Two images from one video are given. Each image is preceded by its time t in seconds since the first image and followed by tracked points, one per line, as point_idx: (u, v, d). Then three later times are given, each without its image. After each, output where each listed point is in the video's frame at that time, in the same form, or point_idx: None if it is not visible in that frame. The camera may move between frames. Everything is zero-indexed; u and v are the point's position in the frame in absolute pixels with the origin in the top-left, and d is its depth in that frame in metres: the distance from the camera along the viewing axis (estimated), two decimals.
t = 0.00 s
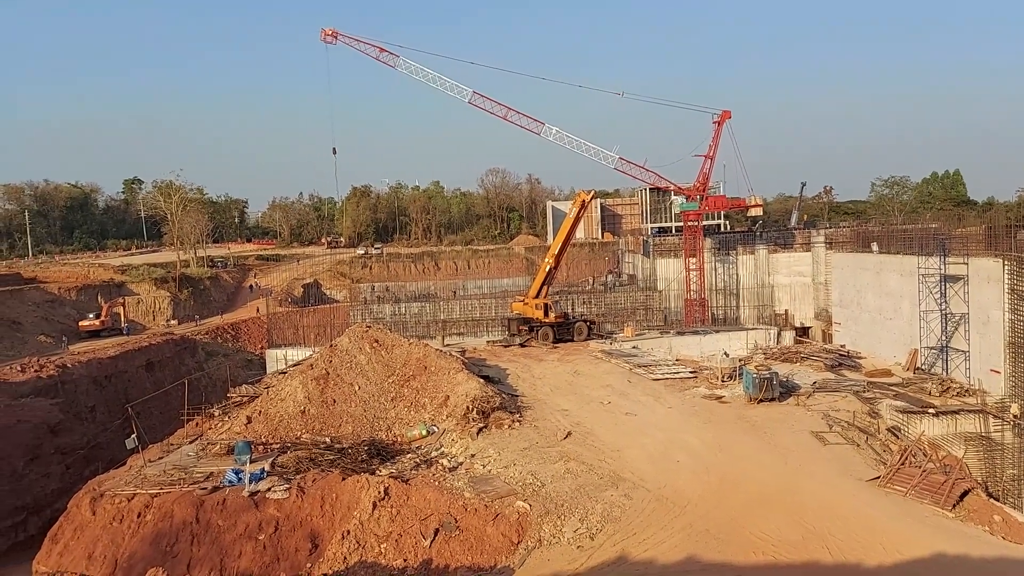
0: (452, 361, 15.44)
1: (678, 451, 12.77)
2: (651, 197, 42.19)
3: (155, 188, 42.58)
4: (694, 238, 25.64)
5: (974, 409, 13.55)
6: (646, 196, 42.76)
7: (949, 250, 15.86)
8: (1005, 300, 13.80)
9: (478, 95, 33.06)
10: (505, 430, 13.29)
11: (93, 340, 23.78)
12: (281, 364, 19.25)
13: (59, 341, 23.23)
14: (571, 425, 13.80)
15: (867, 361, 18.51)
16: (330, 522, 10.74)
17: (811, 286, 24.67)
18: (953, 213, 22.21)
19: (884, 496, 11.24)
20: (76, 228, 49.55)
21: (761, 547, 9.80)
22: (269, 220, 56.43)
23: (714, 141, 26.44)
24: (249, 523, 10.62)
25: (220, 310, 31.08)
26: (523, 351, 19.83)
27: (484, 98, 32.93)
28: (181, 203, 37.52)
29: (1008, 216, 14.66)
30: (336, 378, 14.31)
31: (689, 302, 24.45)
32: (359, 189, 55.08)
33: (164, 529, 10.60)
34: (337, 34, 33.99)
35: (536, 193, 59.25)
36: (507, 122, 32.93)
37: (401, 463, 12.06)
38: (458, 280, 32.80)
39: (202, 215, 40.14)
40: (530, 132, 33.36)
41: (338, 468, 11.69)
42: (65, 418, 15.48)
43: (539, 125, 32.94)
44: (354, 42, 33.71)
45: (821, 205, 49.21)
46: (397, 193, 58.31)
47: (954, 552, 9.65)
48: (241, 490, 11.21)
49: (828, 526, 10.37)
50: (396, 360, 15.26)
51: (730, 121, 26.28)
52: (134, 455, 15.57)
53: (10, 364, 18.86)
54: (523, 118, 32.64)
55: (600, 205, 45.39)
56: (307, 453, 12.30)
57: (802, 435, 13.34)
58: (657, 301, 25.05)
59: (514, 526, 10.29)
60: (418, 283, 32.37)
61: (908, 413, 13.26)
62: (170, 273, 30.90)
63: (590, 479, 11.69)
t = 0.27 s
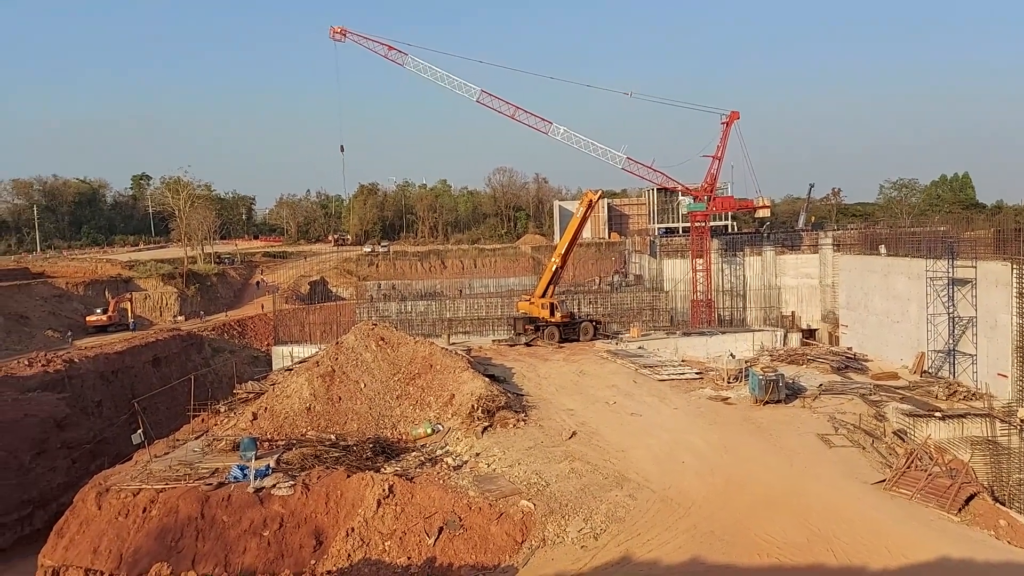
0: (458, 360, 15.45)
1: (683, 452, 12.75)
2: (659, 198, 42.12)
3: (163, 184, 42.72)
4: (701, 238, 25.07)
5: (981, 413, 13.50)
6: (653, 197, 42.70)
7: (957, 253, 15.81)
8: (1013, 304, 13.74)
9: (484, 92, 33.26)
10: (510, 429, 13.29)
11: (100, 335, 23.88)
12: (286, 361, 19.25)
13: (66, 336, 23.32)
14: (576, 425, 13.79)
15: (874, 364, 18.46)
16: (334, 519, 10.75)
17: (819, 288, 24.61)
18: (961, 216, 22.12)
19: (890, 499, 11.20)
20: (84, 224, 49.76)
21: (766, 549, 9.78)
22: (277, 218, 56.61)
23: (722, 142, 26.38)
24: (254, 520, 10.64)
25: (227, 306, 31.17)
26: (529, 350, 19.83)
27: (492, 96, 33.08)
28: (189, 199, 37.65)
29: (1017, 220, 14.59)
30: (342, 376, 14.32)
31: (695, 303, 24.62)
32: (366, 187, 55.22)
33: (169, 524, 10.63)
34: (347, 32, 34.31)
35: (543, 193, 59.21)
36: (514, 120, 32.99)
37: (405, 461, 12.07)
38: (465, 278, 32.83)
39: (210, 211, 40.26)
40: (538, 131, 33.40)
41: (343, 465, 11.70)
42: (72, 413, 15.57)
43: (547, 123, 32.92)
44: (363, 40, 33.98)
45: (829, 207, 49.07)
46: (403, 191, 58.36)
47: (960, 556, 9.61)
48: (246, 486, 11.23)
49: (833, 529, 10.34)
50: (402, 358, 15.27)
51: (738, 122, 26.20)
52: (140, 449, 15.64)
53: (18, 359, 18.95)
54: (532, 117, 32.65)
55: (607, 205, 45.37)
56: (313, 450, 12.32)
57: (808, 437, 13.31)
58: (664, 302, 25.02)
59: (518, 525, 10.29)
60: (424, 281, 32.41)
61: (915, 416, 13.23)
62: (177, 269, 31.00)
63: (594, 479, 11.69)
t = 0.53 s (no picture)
0: (464, 359, 15.45)
1: (690, 453, 12.73)
2: (667, 198, 42.09)
3: (173, 182, 42.96)
4: (709, 238, 25.43)
5: (990, 416, 13.42)
6: (661, 197, 42.61)
7: (966, 255, 15.74)
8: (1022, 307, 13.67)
9: (489, 92, 34.58)
10: (517, 429, 13.29)
11: (109, 332, 23.99)
12: (294, 360, 19.27)
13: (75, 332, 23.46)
14: (582, 425, 13.79)
15: (882, 366, 18.39)
16: (341, 517, 10.78)
17: (827, 290, 24.56)
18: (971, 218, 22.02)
19: (897, 501, 11.16)
20: (93, 222, 50.05)
21: (773, 551, 9.75)
22: (285, 216, 56.85)
23: (731, 142, 26.32)
24: (261, 517, 10.67)
25: (235, 304, 31.30)
26: (535, 350, 19.83)
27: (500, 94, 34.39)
28: (198, 197, 37.84)
29: None
30: (349, 374, 14.35)
31: (703, 303, 24.47)
32: (375, 186, 55.41)
33: (177, 521, 10.67)
34: (358, 33, 35.02)
35: (552, 193, 59.14)
36: (524, 119, 34.62)
37: (412, 460, 12.09)
38: (473, 278, 32.88)
39: (219, 210, 40.47)
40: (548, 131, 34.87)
41: (350, 463, 11.72)
42: (81, 409, 15.65)
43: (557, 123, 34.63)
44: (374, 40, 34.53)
45: (838, 209, 48.93)
46: (411, 190, 58.42)
47: (968, 559, 9.56)
48: (254, 483, 11.27)
49: (840, 531, 10.30)
50: (409, 357, 15.29)
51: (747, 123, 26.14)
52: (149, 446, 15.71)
53: (28, 355, 19.08)
54: (542, 117, 34.36)
55: (615, 205, 45.35)
56: (320, 448, 12.36)
57: (816, 439, 13.27)
58: (672, 303, 24.98)
59: (524, 525, 10.31)
60: (432, 280, 32.47)
61: (923, 419, 13.10)
62: (186, 267, 31.14)
63: (601, 479, 11.69)
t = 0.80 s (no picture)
0: (481, 359, 15.46)
1: (707, 454, 12.69)
2: (686, 199, 41.92)
3: (193, 181, 43.34)
4: (727, 239, 25.36)
5: (1012, 420, 13.27)
6: (679, 197, 42.45)
7: (988, 258, 15.64)
8: None
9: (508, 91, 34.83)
10: (533, 429, 13.28)
11: (130, 330, 24.24)
12: (312, 358, 19.38)
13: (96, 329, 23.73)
14: (599, 426, 13.76)
15: (902, 368, 18.22)
16: (358, 515, 10.82)
17: (847, 291, 24.35)
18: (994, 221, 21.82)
19: (917, 505, 11.05)
20: (115, 220, 50.55)
21: (790, 553, 9.69)
22: (304, 215, 57.20)
23: (750, 142, 26.15)
24: (279, 514, 10.74)
25: (254, 302, 31.48)
26: (552, 350, 19.81)
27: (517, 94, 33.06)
28: (218, 196, 38.11)
29: None
30: (367, 373, 14.41)
31: (722, 305, 24.51)
32: (393, 186, 55.65)
33: (195, 517, 10.76)
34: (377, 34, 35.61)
35: (569, 192, 59.04)
36: (542, 119, 33.12)
37: (429, 459, 12.11)
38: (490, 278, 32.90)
39: (239, 208, 40.75)
40: (565, 132, 33.39)
41: (367, 461, 11.76)
42: (102, 406, 15.83)
43: (576, 123, 32.96)
44: (392, 40, 34.01)
45: (858, 210, 48.47)
46: (428, 190, 58.54)
47: (988, 564, 9.45)
48: (272, 480, 11.34)
49: (859, 534, 10.22)
50: (426, 356, 15.31)
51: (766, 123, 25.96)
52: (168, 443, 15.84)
53: (50, 352, 19.34)
54: (559, 117, 32.73)
55: (632, 205, 45.20)
56: (337, 446, 12.41)
57: (834, 442, 13.17)
58: (690, 303, 24.82)
59: (540, 525, 10.30)
60: (449, 279, 32.50)
61: (944, 421, 12.90)
62: (206, 265, 31.37)
63: (617, 480, 11.66)
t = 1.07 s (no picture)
0: (501, 358, 15.45)
1: (727, 456, 12.62)
2: (707, 198, 41.79)
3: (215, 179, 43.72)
4: (749, 239, 25.01)
5: None
6: (700, 197, 42.32)
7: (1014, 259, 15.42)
8: None
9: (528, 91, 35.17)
10: (552, 429, 13.26)
11: (153, 326, 24.49)
12: (333, 356, 19.49)
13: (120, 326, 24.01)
14: (618, 426, 13.73)
15: (924, 370, 18.03)
16: (377, 512, 10.86)
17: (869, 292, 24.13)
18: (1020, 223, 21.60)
19: (939, 508, 10.91)
20: (138, 217, 50.86)
21: (811, 556, 9.62)
22: (325, 214, 57.54)
23: (772, 142, 25.97)
24: (298, 511, 10.81)
25: (275, 300, 31.69)
26: (571, 350, 19.77)
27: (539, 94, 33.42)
28: (240, 194, 38.41)
29: None
30: (386, 371, 14.47)
31: (743, 306, 24.11)
32: (413, 185, 55.87)
33: (217, 513, 10.85)
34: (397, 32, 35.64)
35: (589, 192, 58.86)
36: (563, 119, 33.78)
37: (447, 457, 12.14)
38: (509, 277, 32.92)
39: (261, 207, 41.02)
40: (587, 131, 33.91)
41: (386, 459, 11.81)
42: (125, 402, 16.02)
43: (595, 122, 33.61)
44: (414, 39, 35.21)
45: (881, 211, 48.02)
46: (447, 189, 58.60)
47: (1012, 568, 9.28)
48: (292, 477, 11.41)
49: (880, 537, 10.13)
50: (445, 355, 15.33)
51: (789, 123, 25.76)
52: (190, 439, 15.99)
53: (74, 348, 19.61)
54: (579, 116, 33.42)
55: (653, 205, 45.05)
56: (357, 444, 12.47)
57: (855, 444, 13.05)
58: (711, 304, 24.56)
59: (559, 525, 10.29)
60: (469, 278, 32.54)
61: (967, 424, 12.79)
62: (228, 263, 31.65)
63: (636, 480, 11.62)
